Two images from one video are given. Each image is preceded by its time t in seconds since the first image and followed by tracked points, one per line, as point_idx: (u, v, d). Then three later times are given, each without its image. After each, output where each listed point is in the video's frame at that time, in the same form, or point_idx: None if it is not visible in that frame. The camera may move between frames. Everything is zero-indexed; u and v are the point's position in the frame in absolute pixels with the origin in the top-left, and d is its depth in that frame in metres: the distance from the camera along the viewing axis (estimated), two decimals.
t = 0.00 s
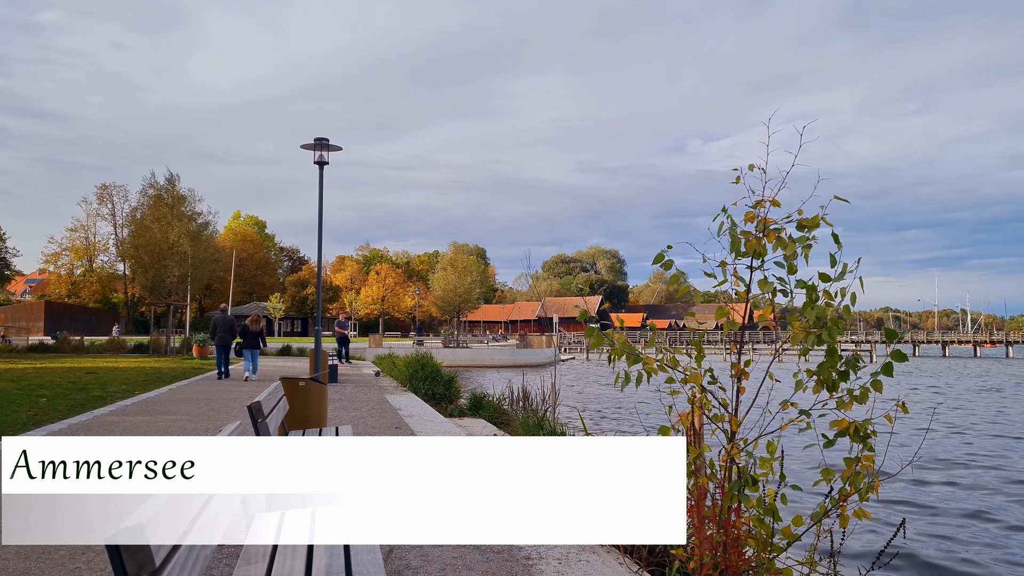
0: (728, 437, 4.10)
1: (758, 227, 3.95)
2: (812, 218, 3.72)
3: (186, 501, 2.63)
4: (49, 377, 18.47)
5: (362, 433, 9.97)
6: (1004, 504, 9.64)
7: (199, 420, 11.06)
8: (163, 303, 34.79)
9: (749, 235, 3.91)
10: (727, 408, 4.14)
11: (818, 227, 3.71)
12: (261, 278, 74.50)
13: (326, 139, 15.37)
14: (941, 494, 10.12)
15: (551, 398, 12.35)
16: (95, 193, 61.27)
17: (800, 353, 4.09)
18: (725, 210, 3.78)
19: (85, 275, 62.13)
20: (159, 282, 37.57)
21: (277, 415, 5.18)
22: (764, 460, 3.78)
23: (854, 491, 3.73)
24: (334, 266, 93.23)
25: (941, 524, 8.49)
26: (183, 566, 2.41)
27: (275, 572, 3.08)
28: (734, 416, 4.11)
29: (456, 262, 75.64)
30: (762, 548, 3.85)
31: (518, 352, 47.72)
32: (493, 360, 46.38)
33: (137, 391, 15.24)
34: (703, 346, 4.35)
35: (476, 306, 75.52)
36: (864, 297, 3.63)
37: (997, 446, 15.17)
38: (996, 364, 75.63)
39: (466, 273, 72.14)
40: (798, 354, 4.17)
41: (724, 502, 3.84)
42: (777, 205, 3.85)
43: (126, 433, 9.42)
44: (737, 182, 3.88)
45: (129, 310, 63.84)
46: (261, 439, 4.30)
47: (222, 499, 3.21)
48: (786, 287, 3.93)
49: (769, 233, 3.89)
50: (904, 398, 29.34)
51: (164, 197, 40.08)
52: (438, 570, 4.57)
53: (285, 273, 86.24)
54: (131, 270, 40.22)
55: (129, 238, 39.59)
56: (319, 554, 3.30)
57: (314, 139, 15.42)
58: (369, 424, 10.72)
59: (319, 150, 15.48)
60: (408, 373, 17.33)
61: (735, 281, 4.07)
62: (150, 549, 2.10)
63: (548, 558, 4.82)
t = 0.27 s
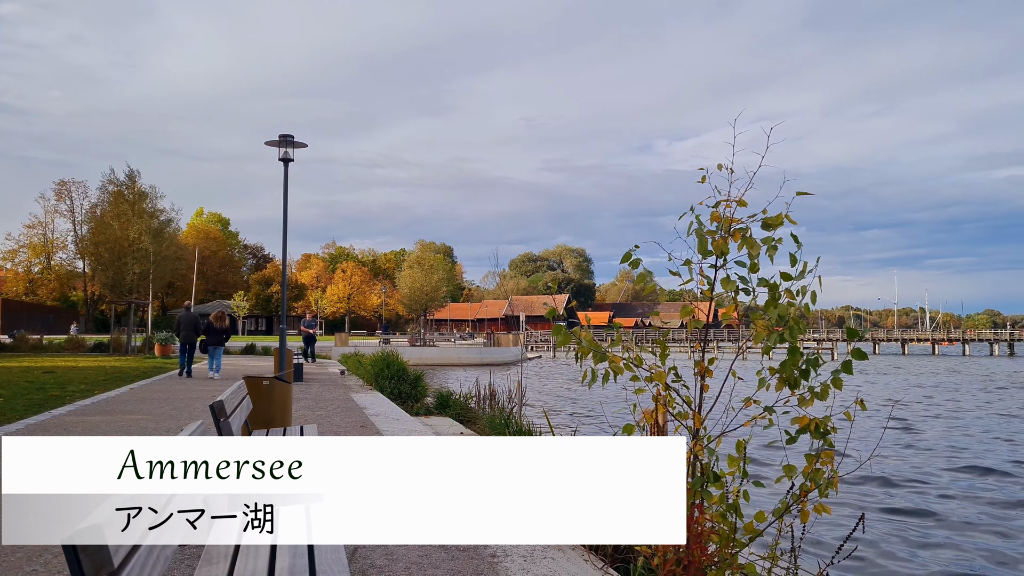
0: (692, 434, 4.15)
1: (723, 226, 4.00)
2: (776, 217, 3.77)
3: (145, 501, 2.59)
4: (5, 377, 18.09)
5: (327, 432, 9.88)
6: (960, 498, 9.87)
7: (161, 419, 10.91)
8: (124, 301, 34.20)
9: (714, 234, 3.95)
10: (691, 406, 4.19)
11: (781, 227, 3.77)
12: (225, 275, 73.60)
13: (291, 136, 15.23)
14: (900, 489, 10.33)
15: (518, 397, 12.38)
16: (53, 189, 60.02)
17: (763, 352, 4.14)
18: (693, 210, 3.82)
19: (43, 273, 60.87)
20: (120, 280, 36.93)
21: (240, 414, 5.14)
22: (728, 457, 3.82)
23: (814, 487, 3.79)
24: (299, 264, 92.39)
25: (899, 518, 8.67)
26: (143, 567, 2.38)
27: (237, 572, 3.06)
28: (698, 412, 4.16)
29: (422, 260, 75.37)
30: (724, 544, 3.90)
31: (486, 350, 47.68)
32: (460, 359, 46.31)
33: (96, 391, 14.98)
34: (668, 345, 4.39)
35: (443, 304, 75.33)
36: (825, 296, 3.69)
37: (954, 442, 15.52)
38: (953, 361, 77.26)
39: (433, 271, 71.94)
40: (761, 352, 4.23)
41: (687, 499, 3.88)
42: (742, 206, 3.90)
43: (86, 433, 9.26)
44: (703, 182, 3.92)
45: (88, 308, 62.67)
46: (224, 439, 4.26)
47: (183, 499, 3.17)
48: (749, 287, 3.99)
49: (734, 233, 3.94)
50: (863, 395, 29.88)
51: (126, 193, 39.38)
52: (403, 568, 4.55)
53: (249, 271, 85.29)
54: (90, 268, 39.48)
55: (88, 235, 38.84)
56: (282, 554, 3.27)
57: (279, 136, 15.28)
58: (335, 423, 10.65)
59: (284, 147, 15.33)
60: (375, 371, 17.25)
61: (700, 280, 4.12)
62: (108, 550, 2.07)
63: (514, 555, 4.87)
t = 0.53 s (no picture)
0: (655, 433, 4.19)
1: (686, 226, 4.04)
2: (736, 217, 3.82)
3: (101, 501, 2.55)
4: None
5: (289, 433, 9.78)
6: (913, 493, 10.13)
7: (120, 419, 10.74)
8: (82, 299, 33.54)
9: (677, 234, 4.00)
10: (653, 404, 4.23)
11: (742, 227, 3.83)
12: (186, 273, 72.52)
13: (254, 133, 15.07)
14: (856, 485, 10.57)
15: (482, 395, 12.39)
16: (7, 185, 58.64)
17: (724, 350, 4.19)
18: (655, 209, 3.87)
19: None
20: (77, 277, 36.21)
21: (201, 413, 5.09)
22: (690, 453, 3.86)
23: (774, 483, 3.84)
24: (262, 262, 91.38)
25: (854, 514, 8.88)
26: (98, 569, 2.34)
27: (197, 573, 3.02)
28: (660, 410, 4.19)
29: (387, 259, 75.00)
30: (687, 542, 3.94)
31: (451, 349, 47.59)
32: (425, 357, 46.19)
33: (52, 391, 14.68)
34: (631, 343, 4.42)
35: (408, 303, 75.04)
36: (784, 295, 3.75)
37: (908, 439, 15.92)
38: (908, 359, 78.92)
39: (397, 269, 71.63)
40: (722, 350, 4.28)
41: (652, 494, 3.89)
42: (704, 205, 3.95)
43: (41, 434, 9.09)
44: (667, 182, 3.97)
45: (44, 306, 61.35)
46: (184, 439, 4.21)
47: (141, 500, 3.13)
48: (711, 285, 4.04)
49: (696, 233, 3.99)
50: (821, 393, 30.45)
51: (83, 188, 38.61)
52: (366, 568, 4.54)
53: (211, 268, 84.17)
54: (46, 265, 38.66)
55: (44, 232, 38.01)
56: (242, 554, 3.24)
57: (241, 132, 15.11)
58: (297, 422, 10.58)
59: (246, 143, 15.16)
60: (338, 370, 17.15)
61: (663, 279, 4.16)
62: (63, 552, 2.04)
63: (477, 553, 4.89)
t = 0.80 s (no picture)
0: (617, 430, 4.24)
1: (647, 225, 4.08)
2: (698, 216, 3.87)
3: (54, 503, 2.50)
4: None
5: (251, 432, 9.67)
6: (871, 489, 10.35)
7: (76, 420, 10.52)
8: (36, 297, 32.79)
9: (639, 232, 4.03)
10: (616, 402, 4.26)
11: (703, 226, 3.87)
12: (145, 271, 71.30)
13: (214, 129, 14.87)
14: (816, 480, 10.77)
15: (446, 394, 12.37)
16: None
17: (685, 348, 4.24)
18: (617, 208, 3.90)
19: None
20: (32, 275, 35.40)
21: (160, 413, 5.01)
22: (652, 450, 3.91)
23: (734, 480, 3.89)
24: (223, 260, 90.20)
25: (814, 509, 9.06)
26: (52, 570, 2.29)
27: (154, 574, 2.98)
28: (623, 408, 4.24)
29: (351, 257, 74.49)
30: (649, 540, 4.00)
31: (415, 347, 47.40)
32: (389, 356, 45.96)
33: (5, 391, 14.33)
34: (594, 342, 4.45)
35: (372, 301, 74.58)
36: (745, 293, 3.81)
37: (866, 435, 16.23)
38: (867, 357, 80.37)
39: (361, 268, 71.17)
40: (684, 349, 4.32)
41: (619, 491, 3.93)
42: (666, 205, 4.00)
43: None
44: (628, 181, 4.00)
45: None
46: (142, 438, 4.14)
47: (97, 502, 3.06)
48: (672, 284, 4.09)
49: (658, 232, 4.03)
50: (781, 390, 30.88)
51: (37, 184, 37.75)
52: (328, 569, 4.51)
53: (171, 266, 82.85)
54: None
55: None
56: (201, 555, 3.20)
57: (201, 128, 14.90)
58: (259, 422, 10.47)
59: (206, 139, 14.95)
60: (301, 369, 16.99)
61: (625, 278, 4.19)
62: (17, 554, 2.00)
63: (440, 552, 4.88)
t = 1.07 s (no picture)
0: (580, 429, 4.29)
1: (610, 225, 4.11)
2: (660, 217, 3.91)
3: (10, 505, 2.45)
4: None
5: (212, 433, 9.54)
6: (831, 486, 10.53)
7: (30, 421, 10.29)
8: None
9: (602, 233, 4.06)
10: (579, 401, 4.30)
11: (666, 227, 3.91)
12: (103, 269, 69.97)
13: (175, 126, 14.64)
14: (778, 477, 10.94)
15: (411, 393, 12.32)
16: None
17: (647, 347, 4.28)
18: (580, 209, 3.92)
19: None
20: None
21: (117, 414, 4.93)
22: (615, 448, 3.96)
23: (695, 477, 3.95)
24: (184, 258, 88.89)
25: (777, 506, 9.20)
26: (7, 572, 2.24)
27: None
28: (586, 407, 4.28)
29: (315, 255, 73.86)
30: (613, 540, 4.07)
31: (379, 347, 47.14)
32: (353, 356, 45.66)
33: None
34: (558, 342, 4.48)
35: (336, 300, 74.01)
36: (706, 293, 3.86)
37: (826, 433, 16.51)
38: (826, 355, 81.71)
39: (325, 266, 70.60)
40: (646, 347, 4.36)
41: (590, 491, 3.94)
42: (629, 205, 4.03)
43: None
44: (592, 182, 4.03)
45: None
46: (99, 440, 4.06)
47: (53, 505, 3.00)
48: (635, 284, 4.13)
49: (621, 233, 4.06)
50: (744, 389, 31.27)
51: None
52: (291, 569, 4.50)
53: (130, 264, 81.41)
54: None
55: None
56: (161, 558, 3.15)
57: (161, 125, 14.66)
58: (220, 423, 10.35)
59: (167, 136, 14.72)
60: (263, 369, 16.79)
61: (588, 278, 4.23)
62: None
63: (404, 552, 4.88)
